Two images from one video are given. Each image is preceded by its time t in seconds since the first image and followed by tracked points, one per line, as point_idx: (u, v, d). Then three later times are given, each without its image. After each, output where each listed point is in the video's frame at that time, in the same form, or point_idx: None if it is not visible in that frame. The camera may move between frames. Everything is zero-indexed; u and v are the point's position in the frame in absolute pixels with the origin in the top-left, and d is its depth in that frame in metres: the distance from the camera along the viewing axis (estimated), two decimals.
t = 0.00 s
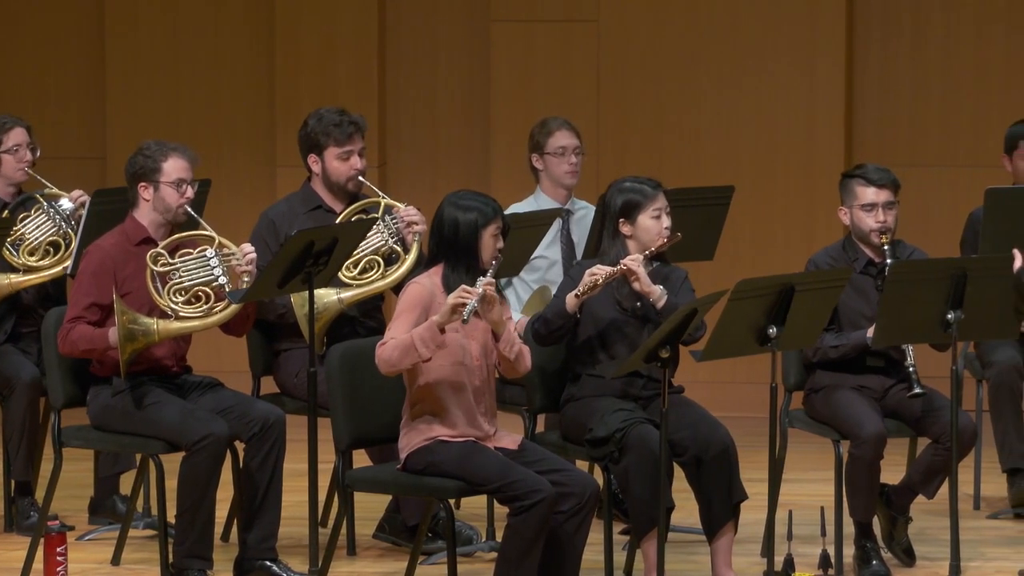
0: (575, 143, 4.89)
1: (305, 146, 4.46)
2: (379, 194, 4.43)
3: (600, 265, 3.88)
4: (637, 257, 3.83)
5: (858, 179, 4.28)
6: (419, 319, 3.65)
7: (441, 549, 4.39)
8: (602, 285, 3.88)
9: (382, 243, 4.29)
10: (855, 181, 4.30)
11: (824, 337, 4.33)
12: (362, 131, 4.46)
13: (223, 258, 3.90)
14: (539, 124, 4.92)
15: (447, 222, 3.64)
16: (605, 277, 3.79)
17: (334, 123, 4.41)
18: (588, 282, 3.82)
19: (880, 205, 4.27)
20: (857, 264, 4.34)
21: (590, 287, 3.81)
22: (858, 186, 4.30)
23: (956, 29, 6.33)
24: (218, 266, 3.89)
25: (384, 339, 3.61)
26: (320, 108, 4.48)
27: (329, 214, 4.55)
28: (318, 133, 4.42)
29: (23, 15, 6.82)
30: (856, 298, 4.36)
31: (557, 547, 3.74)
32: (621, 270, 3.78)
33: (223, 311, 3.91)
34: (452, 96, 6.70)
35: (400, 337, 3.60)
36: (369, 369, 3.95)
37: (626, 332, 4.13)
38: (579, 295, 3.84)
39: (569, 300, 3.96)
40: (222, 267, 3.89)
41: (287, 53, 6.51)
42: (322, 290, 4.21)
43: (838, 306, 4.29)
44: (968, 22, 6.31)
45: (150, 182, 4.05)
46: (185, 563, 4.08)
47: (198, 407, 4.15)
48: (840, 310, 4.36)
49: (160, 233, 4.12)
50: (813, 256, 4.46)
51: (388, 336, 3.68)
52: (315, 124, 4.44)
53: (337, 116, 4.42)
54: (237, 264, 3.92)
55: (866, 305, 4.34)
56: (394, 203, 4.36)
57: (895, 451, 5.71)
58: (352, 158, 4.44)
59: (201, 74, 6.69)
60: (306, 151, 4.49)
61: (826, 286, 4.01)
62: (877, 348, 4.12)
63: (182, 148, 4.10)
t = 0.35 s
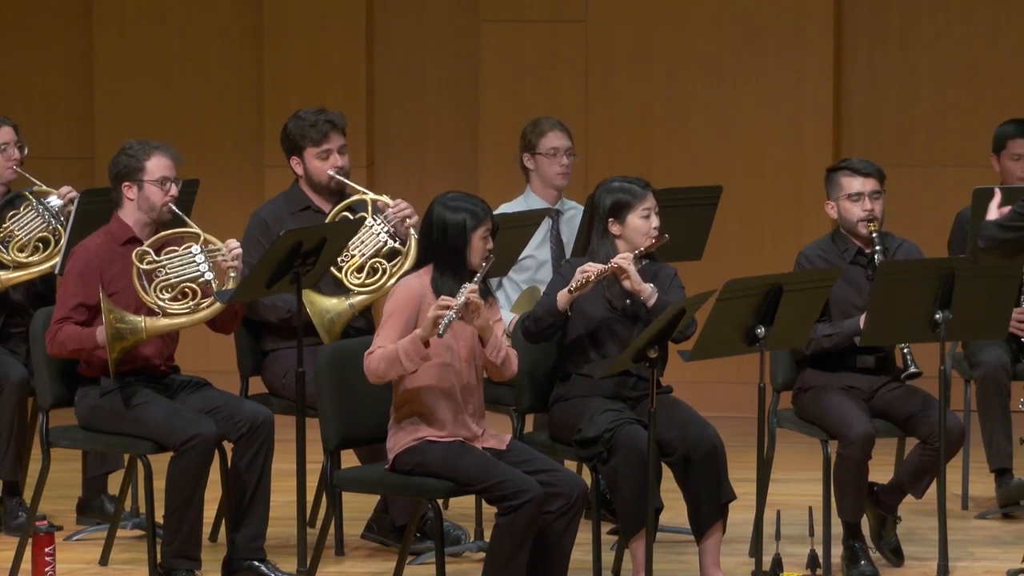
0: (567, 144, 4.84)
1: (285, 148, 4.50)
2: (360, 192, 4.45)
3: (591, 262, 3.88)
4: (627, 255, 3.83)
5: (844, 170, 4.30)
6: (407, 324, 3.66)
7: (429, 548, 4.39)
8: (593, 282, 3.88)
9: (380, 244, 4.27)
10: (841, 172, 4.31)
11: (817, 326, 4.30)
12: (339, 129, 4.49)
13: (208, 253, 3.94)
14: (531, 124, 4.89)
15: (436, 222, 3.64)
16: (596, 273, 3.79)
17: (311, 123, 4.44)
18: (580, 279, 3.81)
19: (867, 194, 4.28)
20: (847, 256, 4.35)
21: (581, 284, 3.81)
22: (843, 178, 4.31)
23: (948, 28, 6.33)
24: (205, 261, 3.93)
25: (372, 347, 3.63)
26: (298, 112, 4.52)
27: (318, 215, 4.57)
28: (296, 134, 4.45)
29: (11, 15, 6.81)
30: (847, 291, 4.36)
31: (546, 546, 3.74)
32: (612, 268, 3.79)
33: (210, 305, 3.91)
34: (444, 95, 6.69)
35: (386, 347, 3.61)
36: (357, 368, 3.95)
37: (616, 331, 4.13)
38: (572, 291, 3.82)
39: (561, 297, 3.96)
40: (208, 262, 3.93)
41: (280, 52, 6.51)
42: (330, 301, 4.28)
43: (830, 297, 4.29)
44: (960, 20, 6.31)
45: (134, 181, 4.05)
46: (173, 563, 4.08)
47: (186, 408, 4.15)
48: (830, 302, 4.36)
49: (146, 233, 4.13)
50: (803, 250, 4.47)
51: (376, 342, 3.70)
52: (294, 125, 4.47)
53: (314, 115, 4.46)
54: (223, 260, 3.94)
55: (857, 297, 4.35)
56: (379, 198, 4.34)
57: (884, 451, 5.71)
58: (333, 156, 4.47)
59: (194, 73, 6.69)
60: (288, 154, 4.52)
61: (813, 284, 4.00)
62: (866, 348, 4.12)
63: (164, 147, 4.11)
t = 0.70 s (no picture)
0: (559, 145, 4.80)
1: (278, 148, 4.50)
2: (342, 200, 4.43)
3: (583, 267, 3.89)
4: (619, 260, 3.84)
5: (841, 176, 4.28)
6: (399, 325, 3.66)
7: (417, 549, 4.39)
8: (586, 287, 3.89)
9: (367, 254, 4.30)
10: (838, 177, 4.30)
11: (803, 334, 4.32)
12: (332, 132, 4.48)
13: (194, 251, 3.96)
14: (524, 124, 4.85)
15: (430, 223, 3.64)
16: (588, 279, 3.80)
17: (303, 125, 4.44)
18: (572, 285, 3.83)
19: (862, 203, 4.27)
20: (837, 262, 4.34)
21: (573, 289, 3.83)
22: (840, 183, 4.29)
23: (941, 27, 6.33)
24: (190, 260, 3.94)
25: (363, 349, 3.62)
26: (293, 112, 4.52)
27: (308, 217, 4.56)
28: (288, 136, 4.45)
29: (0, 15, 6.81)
30: (834, 295, 4.35)
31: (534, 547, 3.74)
32: (604, 273, 3.79)
33: (197, 304, 3.92)
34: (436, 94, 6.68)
35: (378, 349, 3.61)
36: (346, 369, 3.95)
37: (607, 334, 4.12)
38: (564, 297, 3.85)
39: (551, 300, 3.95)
40: (193, 261, 3.94)
41: (273, 51, 6.51)
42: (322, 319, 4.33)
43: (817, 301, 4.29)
44: (953, 20, 6.31)
45: (119, 180, 4.06)
46: (161, 563, 4.08)
47: (173, 408, 4.15)
48: (818, 306, 4.35)
49: (132, 233, 4.13)
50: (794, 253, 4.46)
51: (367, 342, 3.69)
52: (287, 126, 4.47)
53: (307, 117, 4.45)
54: (209, 257, 3.96)
55: (843, 302, 4.33)
56: (359, 208, 4.31)
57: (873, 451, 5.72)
58: (324, 159, 4.47)
59: (187, 72, 6.69)
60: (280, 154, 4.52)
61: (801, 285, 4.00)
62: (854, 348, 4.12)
63: (149, 146, 4.11)
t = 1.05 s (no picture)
0: (549, 146, 4.80)
1: (270, 147, 4.48)
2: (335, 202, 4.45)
3: (573, 269, 3.88)
4: (609, 262, 3.83)
5: (829, 180, 4.29)
6: (391, 323, 3.67)
7: (406, 549, 4.39)
8: (576, 288, 3.88)
9: (359, 257, 4.30)
10: (826, 181, 4.30)
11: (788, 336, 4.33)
12: (326, 134, 4.47)
13: (180, 250, 3.97)
14: (513, 124, 4.85)
15: (420, 223, 3.64)
16: (579, 280, 3.79)
17: (297, 125, 4.42)
18: (562, 287, 3.82)
19: (850, 207, 4.27)
20: (823, 265, 4.35)
21: (564, 292, 3.82)
22: (828, 187, 4.30)
23: (934, 27, 6.33)
24: (176, 260, 3.95)
25: (356, 348, 3.63)
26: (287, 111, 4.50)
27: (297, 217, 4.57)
28: (281, 135, 4.43)
29: None
30: (820, 297, 4.35)
31: (523, 546, 3.74)
32: (594, 275, 3.79)
33: (184, 302, 3.92)
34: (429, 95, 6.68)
35: (370, 347, 3.61)
36: (334, 368, 3.94)
37: (597, 336, 4.12)
38: (554, 298, 3.84)
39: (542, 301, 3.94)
40: (180, 260, 3.96)
41: (267, 52, 6.50)
42: (308, 320, 4.30)
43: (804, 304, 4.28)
44: (946, 20, 6.31)
45: (105, 181, 4.06)
46: (149, 563, 4.08)
47: (160, 407, 4.15)
48: (805, 308, 4.35)
49: (118, 233, 4.13)
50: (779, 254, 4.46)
51: (358, 341, 3.69)
52: (280, 126, 4.45)
53: (302, 118, 4.43)
54: (195, 257, 3.97)
55: (829, 304, 4.34)
56: (352, 210, 4.30)
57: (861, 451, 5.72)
58: (315, 161, 4.46)
59: (179, 73, 6.69)
60: (272, 152, 4.51)
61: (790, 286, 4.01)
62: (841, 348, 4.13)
63: (135, 146, 4.12)
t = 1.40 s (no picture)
0: (537, 146, 4.81)
1: (255, 149, 4.49)
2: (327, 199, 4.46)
3: (562, 263, 3.87)
4: (597, 257, 3.83)
5: (808, 174, 4.30)
6: (381, 323, 3.66)
7: (394, 549, 4.39)
8: (564, 283, 3.87)
9: (358, 258, 4.28)
10: (806, 176, 4.31)
11: (778, 332, 4.33)
12: (310, 134, 4.47)
13: (168, 250, 3.96)
14: (500, 123, 4.85)
15: (409, 222, 3.64)
16: (566, 275, 3.78)
17: (281, 127, 4.42)
18: (550, 281, 3.81)
19: (830, 199, 4.27)
20: (809, 259, 4.35)
21: (552, 285, 3.81)
22: (807, 181, 4.31)
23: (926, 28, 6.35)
24: (163, 259, 3.95)
25: (348, 346, 3.62)
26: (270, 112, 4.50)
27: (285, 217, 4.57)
28: (266, 137, 4.44)
29: None
30: (809, 293, 4.36)
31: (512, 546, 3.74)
32: (582, 270, 3.79)
33: (172, 302, 3.92)
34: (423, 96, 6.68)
35: (363, 344, 3.61)
36: (324, 369, 3.93)
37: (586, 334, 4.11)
38: (543, 292, 3.83)
39: (531, 298, 3.95)
40: (167, 259, 3.95)
41: (262, 51, 6.50)
42: (306, 315, 4.29)
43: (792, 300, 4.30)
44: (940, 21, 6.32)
45: (92, 181, 4.06)
46: (137, 563, 4.08)
47: (149, 407, 4.14)
48: (794, 305, 4.36)
49: (106, 232, 4.13)
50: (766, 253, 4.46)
51: (350, 341, 3.68)
52: (265, 127, 4.46)
53: (285, 118, 4.44)
54: (182, 256, 3.95)
55: (817, 300, 4.35)
56: (355, 214, 4.32)
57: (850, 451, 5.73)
58: (301, 161, 4.47)
59: (170, 73, 6.69)
60: (257, 155, 4.52)
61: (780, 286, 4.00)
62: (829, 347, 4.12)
63: (122, 145, 4.12)
